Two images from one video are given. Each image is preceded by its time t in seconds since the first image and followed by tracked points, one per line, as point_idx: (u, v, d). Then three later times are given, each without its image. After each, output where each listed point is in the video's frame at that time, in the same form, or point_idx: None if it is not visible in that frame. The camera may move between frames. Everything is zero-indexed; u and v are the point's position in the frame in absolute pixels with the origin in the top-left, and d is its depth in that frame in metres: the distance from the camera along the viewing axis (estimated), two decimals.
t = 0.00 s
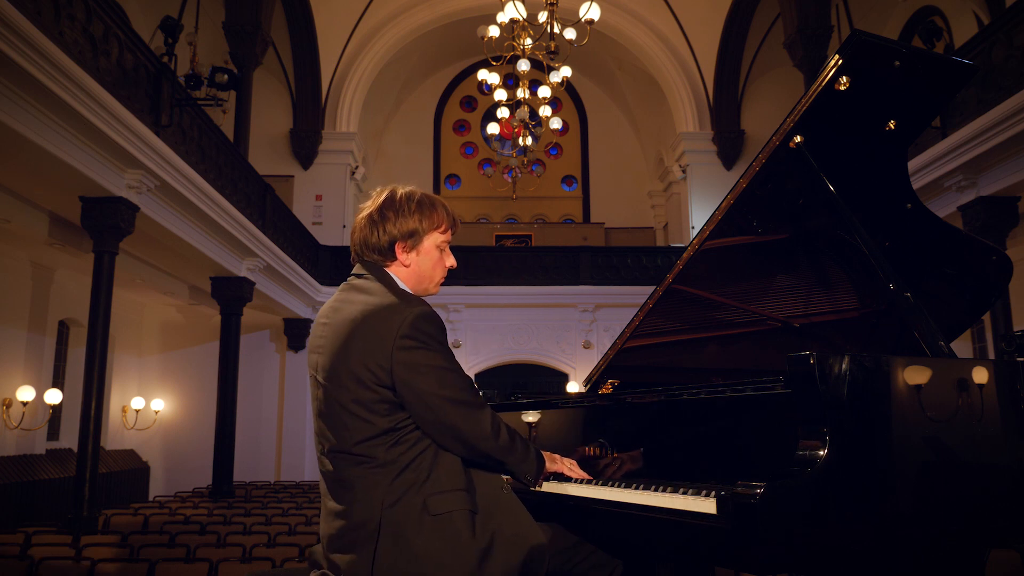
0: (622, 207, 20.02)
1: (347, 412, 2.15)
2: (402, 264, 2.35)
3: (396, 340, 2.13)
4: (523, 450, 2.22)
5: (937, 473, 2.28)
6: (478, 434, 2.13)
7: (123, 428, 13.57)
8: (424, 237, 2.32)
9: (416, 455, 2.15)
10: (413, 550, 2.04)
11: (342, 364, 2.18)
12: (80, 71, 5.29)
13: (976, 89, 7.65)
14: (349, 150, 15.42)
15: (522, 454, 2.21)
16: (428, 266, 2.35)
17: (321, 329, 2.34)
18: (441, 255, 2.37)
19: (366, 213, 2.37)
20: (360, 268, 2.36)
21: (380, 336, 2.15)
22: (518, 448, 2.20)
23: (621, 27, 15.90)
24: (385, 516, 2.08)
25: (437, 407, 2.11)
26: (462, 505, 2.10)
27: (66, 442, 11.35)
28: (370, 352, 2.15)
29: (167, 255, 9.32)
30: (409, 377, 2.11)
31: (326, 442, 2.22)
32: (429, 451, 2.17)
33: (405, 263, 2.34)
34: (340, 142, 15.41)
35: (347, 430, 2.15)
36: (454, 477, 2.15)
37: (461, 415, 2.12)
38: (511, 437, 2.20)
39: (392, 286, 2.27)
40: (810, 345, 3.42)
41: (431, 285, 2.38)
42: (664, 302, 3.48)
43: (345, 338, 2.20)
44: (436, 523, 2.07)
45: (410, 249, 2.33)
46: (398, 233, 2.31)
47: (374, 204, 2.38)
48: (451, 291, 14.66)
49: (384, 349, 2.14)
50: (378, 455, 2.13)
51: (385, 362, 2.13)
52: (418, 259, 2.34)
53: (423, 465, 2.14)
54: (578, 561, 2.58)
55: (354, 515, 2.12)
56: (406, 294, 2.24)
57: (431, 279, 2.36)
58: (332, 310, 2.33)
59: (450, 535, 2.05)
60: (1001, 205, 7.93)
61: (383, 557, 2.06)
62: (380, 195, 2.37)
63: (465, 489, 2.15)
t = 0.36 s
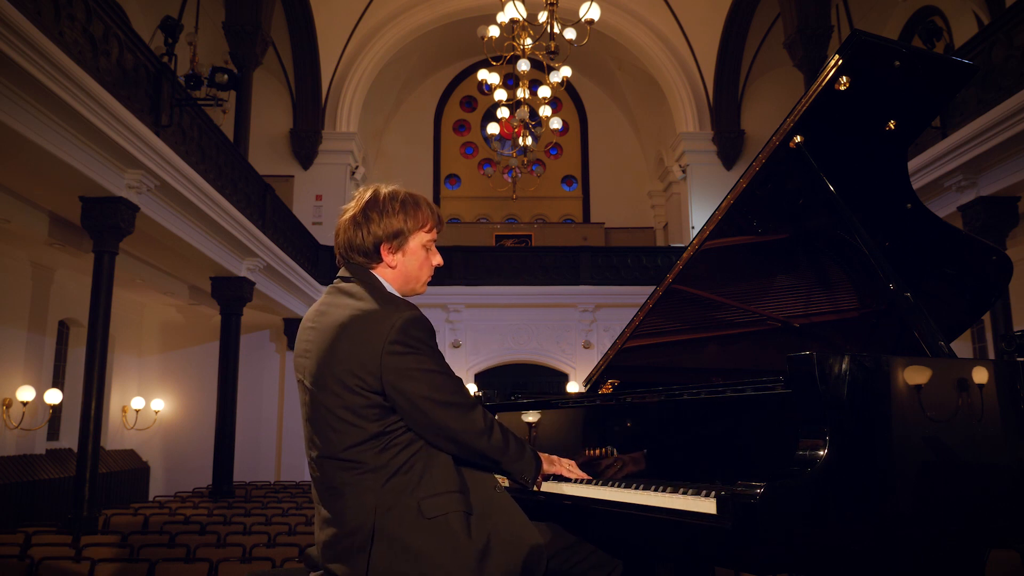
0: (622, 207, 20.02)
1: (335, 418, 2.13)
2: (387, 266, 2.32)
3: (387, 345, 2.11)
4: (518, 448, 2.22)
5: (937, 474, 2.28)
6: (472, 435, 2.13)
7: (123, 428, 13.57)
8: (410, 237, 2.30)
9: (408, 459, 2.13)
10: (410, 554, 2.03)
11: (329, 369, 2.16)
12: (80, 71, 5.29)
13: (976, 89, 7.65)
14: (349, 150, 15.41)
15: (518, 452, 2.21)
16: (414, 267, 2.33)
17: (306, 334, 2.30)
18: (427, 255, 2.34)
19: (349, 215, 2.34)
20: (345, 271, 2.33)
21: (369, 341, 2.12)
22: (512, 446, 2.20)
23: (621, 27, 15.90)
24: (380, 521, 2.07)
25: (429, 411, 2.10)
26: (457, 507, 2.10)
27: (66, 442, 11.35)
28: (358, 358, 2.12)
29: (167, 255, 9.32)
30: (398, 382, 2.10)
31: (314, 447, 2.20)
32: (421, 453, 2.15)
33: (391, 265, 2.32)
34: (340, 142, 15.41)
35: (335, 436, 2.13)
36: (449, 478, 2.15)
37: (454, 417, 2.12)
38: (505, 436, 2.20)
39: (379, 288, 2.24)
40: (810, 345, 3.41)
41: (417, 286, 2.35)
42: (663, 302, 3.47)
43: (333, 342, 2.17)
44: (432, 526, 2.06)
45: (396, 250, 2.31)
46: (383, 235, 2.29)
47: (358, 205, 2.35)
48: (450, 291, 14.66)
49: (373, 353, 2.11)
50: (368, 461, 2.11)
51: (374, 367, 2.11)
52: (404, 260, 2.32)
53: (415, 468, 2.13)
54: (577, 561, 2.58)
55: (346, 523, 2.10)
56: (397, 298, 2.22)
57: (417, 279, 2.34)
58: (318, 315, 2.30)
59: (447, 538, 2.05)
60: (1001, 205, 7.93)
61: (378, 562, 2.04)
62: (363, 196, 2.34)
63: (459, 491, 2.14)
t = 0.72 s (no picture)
0: (622, 207, 20.01)
1: (326, 422, 2.12)
2: (376, 268, 2.30)
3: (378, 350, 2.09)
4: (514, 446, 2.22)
5: (937, 474, 2.28)
6: (468, 436, 2.12)
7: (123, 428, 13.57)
8: (398, 238, 2.27)
9: (401, 462, 2.12)
10: (406, 557, 2.03)
11: (319, 374, 2.13)
12: (80, 71, 5.29)
13: (977, 89, 7.65)
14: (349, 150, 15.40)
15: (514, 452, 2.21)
16: (403, 267, 2.30)
17: (296, 337, 2.28)
18: (416, 255, 2.31)
19: (336, 217, 2.30)
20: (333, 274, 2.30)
21: (360, 347, 2.10)
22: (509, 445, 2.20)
23: (621, 27, 15.90)
24: (374, 525, 2.06)
25: (423, 414, 2.08)
26: (452, 510, 2.10)
27: (66, 442, 11.36)
28: (348, 362, 2.10)
29: (167, 255, 9.31)
30: (391, 386, 2.07)
31: (306, 452, 2.18)
32: (414, 455, 2.15)
33: (380, 266, 2.29)
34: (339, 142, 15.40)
35: (327, 440, 2.12)
36: (443, 480, 2.14)
37: (450, 418, 2.11)
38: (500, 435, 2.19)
39: (367, 292, 2.22)
40: (810, 345, 3.40)
41: (407, 286, 2.34)
42: (663, 302, 3.47)
43: (323, 346, 2.15)
44: (427, 529, 2.05)
45: (384, 252, 2.28)
46: (370, 237, 2.25)
47: (344, 206, 2.31)
48: (450, 291, 14.65)
49: (364, 359, 2.09)
50: (361, 465, 2.10)
51: (365, 372, 2.09)
52: (393, 261, 2.29)
53: (408, 471, 2.12)
54: (577, 561, 2.59)
55: (340, 528, 2.09)
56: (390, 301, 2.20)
57: (407, 279, 2.32)
58: (307, 319, 2.27)
59: (443, 540, 2.05)
60: (1001, 205, 7.93)
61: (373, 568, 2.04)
62: (349, 196, 2.30)
63: (454, 493, 2.14)
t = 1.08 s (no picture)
0: (622, 207, 20.01)
1: (321, 425, 2.11)
2: (369, 268, 2.28)
3: (370, 351, 2.07)
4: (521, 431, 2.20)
5: (937, 474, 2.28)
6: (469, 434, 2.09)
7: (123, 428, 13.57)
8: (391, 238, 2.25)
9: (397, 464, 2.12)
10: (404, 560, 2.03)
11: (311, 376, 2.12)
12: (80, 71, 5.29)
13: (976, 89, 7.65)
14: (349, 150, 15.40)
15: (519, 439, 2.18)
16: (396, 267, 2.28)
17: (289, 340, 2.27)
18: (409, 255, 2.30)
19: (327, 217, 2.29)
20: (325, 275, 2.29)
21: (351, 348, 2.08)
22: (514, 434, 2.17)
23: (621, 27, 15.90)
24: (372, 528, 2.06)
25: (418, 414, 2.07)
26: (448, 512, 2.10)
27: (65, 442, 11.36)
28: (339, 364, 2.09)
29: (167, 254, 9.31)
30: (384, 387, 2.06)
31: (302, 455, 2.17)
32: (410, 456, 2.14)
33: (372, 267, 2.27)
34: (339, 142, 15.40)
35: (323, 444, 2.11)
36: (440, 481, 2.14)
37: (448, 415, 2.08)
38: (504, 425, 2.17)
39: (359, 292, 2.21)
40: (810, 345, 3.39)
41: (400, 286, 2.32)
42: (663, 302, 3.46)
43: (315, 348, 2.14)
44: (423, 532, 2.06)
45: (376, 252, 2.26)
46: (362, 237, 2.24)
47: (335, 206, 2.29)
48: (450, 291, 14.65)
49: (356, 360, 2.07)
50: (357, 468, 2.09)
51: (357, 374, 2.07)
52: (385, 261, 2.27)
53: (404, 473, 2.12)
54: (577, 561, 2.59)
55: (338, 531, 2.09)
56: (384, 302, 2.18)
57: (401, 279, 2.30)
58: (299, 321, 2.26)
59: (440, 542, 2.05)
60: (1002, 205, 7.93)
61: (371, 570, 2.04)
62: (340, 196, 2.28)
63: (451, 494, 2.14)
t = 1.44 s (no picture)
0: (622, 207, 20.01)
1: (318, 426, 2.10)
2: (370, 269, 2.28)
3: (366, 350, 2.04)
4: (541, 394, 2.21)
5: (937, 473, 2.28)
6: (478, 419, 2.07)
7: (123, 428, 13.57)
8: (393, 240, 2.24)
9: (397, 462, 2.12)
10: (404, 559, 2.04)
11: (307, 377, 2.10)
12: (80, 72, 5.30)
13: (976, 89, 7.65)
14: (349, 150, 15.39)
15: (538, 409, 2.18)
16: (397, 269, 2.28)
17: (288, 340, 2.25)
18: (410, 258, 2.28)
19: (329, 216, 2.28)
20: (325, 273, 2.28)
21: (346, 348, 2.05)
22: (531, 407, 2.16)
23: (621, 27, 15.90)
24: (372, 527, 2.06)
25: (422, 407, 2.05)
26: (448, 511, 2.10)
27: (66, 442, 11.36)
28: (334, 367, 2.06)
29: (167, 254, 9.31)
30: (382, 388, 2.04)
31: (302, 456, 2.17)
32: (409, 454, 2.14)
33: (374, 268, 2.27)
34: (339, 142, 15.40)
35: (322, 445, 2.10)
36: (439, 481, 2.14)
37: (452, 410, 2.05)
38: (518, 403, 2.14)
39: (359, 293, 2.20)
40: (810, 345, 3.38)
41: (401, 287, 2.32)
42: (664, 302, 3.45)
43: (311, 348, 2.11)
44: (423, 531, 2.06)
45: (378, 254, 2.25)
46: (364, 238, 2.22)
47: (338, 205, 2.28)
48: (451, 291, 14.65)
49: (352, 359, 2.04)
50: (355, 469, 2.09)
51: (353, 376, 2.05)
52: (386, 262, 2.26)
53: (404, 472, 2.11)
54: (576, 561, 2.61)
55: (338, 531, 2.09)
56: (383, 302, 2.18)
57: (402, 281, 2.30)
58: (298, 321, 2.25)
59: (440, 542, 2.06)
60: (1002, 205, 7.93)
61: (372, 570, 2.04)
62: (344, 195, 2.27)
63: (451, 493, 2.14)
